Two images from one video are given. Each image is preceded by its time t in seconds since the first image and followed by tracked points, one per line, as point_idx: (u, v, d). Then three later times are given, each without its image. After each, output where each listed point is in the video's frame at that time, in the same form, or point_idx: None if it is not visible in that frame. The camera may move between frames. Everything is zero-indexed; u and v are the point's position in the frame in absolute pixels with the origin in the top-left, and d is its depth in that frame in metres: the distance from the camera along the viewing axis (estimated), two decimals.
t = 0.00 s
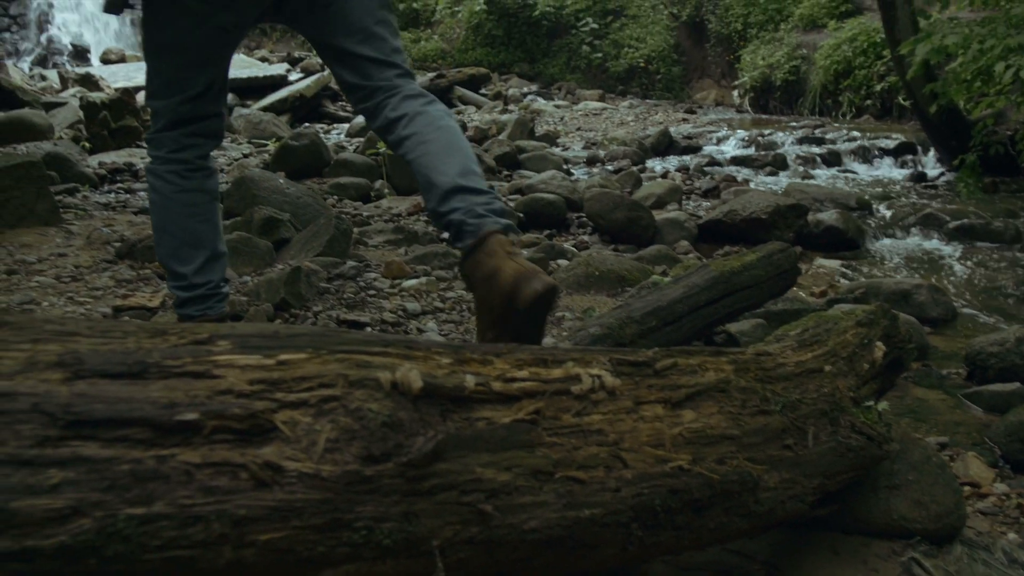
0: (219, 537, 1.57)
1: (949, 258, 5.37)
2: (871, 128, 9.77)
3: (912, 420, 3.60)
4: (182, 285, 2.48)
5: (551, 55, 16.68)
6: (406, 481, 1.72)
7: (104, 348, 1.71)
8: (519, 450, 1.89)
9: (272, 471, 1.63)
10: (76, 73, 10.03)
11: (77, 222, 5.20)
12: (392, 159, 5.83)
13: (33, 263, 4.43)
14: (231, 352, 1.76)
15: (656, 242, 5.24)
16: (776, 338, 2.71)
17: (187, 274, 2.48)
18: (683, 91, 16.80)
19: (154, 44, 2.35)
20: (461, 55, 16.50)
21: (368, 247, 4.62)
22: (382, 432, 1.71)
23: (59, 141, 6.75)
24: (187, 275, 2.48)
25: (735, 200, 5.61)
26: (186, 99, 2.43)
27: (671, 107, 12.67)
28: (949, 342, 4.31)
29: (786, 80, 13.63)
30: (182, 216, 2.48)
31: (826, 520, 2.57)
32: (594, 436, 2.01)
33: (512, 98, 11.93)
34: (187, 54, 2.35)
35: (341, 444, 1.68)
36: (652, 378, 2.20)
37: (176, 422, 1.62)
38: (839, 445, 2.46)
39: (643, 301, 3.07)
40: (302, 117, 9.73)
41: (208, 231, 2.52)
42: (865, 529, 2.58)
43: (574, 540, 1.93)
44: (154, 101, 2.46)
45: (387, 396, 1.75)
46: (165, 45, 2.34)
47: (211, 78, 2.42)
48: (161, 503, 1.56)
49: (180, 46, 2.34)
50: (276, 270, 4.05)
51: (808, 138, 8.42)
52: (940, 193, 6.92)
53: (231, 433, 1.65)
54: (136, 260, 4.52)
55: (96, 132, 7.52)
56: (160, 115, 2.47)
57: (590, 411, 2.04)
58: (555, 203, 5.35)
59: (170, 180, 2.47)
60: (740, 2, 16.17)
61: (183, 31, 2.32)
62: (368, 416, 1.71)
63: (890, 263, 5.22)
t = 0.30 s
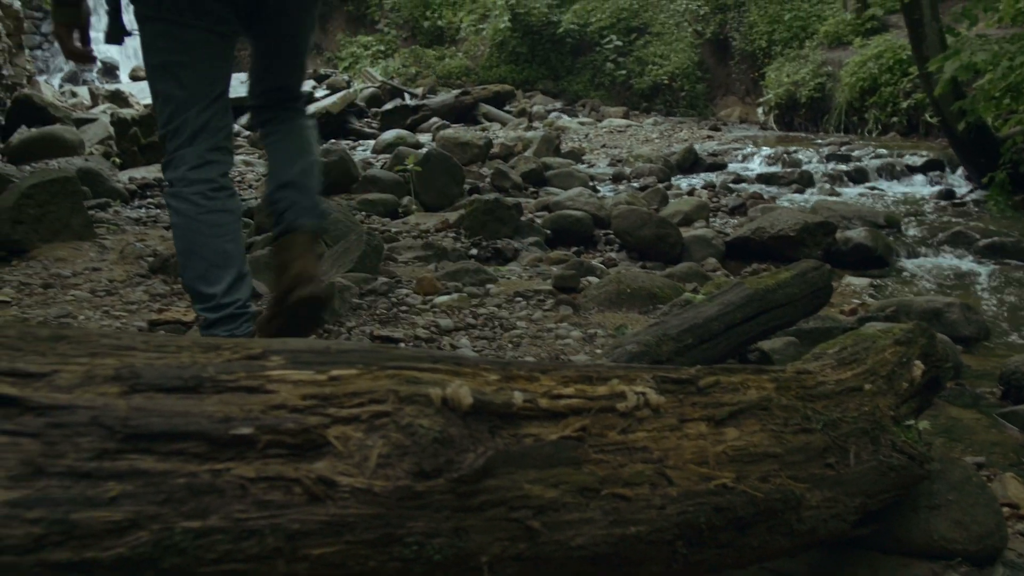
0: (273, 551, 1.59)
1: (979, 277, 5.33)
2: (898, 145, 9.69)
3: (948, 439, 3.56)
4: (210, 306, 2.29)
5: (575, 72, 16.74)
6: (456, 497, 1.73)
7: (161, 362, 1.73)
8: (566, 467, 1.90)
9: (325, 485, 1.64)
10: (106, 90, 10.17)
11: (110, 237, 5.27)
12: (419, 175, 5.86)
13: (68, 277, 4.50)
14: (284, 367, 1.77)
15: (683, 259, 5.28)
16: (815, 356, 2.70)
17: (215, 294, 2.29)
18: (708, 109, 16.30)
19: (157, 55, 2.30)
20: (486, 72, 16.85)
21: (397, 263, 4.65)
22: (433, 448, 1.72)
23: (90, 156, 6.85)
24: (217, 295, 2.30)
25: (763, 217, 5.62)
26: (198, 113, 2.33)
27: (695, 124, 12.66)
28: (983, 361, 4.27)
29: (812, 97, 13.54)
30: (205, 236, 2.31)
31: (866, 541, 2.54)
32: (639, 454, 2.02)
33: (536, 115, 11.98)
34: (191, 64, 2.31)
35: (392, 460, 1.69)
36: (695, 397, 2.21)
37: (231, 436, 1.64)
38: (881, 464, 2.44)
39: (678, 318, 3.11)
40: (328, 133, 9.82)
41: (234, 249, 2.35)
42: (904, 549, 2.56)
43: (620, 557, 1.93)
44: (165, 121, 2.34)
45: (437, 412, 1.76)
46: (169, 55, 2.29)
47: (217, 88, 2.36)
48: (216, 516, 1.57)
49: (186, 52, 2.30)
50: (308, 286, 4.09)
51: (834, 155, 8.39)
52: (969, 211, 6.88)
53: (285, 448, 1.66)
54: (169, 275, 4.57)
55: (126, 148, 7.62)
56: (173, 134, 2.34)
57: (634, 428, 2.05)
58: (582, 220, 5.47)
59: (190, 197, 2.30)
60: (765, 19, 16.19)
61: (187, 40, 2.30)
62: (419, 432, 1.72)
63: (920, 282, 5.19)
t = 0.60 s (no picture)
0: (320, 564, 1.60)
1: (1008, 293, 5.28)
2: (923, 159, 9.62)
3: (982, 457, 3.52)
4: (238, 315, 2.26)
5: (597, 87, 16.70)
6: (501, 511, 1.74)
7: (209, 375, 1.75)
8: (608, 482, 1.91)
9: (372, 499, 1.65)
10: (134, 105, 10.32)
11: (141, 251, 5.33)
12: (443, 189, 5.93)
13: (99, 290, 4.57)
14: (330, 381, 1.78)
15: (708, 275, 5.30)
16: (851, 372, 2.69)
17: (242, 301, 2.27)
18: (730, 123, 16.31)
19: (158, 76, 2.27)
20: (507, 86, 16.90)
21: (424, 276, 4.67)
22: (478, 462, 1.73)
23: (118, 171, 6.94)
24: (242, 304, 2.27)
25: (788, 233, 5.63)
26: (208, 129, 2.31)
27: (718, 139, 12.64)
28: (1015, 377, 4.22)
29: (835, 112, 13.45)
30: (226, 245, 2.29)
31: (903, 559, 2.52)
32: (679, 469, 2.02)
33: (558, 130, 12.02)
34: (193, 83, 2.28)
35: (438, 474, 1.70)
36: (734, 412, 2.21)
37: (278, 449, 1.65)
38: (920, 481, 2.42)
39: (711, 333, 3.11)
40: (351, 148, 9.90)
41: (254, 255, 2.32)
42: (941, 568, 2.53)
43: (661, 571, 1.94)
44: (172, 141, 2.31)
45: (482, 426, 1.78)
46: (174, 74, 2.27)
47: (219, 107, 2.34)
48: (264, 529, 1.58)
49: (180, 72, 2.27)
50: (337, 299, 4.13)
51: (858, 170, 8.33)
52: (997, 226, 6.81)
53: (332, 461, 1.67)
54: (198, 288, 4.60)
55: (153, 162, 7.72)
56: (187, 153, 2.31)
57: (675, 444, 2.06)
58: (607, 234, 5.50)
59: (207, 211, 2.29)
60: (787, 33, 16.07)
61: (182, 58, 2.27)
62: (464, 447, 1.74)
63: (948, 297, 5.16)
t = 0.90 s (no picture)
0: None
1: None
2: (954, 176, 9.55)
3: None
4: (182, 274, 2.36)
5: (624, 102, 16.73)
6: (554, 527, 1.75)
7: (265, 390, 1.77)
8: (658, 499, 1.91)
9: (427, 514, 1.66)
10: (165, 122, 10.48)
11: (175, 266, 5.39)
12: (472, 205, 5.99)
13: (135, 303, 4.63)
14: (384, 397, 1.80)
15: (739, 291, 5.30)
16: (893, 390, 2.67)
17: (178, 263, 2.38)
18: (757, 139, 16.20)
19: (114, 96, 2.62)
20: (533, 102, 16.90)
21: (457, 292, 4.73)
22: (531, 478, 1.75)
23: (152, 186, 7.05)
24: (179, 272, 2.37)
25: (818, 249, 5.63)
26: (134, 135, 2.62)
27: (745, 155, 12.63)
28: None
29: (863, 128, 13.40)
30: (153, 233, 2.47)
31: None
32: (728, 487, 2.02)
33: (583, 146, 12.04)
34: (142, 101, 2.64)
35: (492, 490, 1.72)
36: (780, 430, 2.21)
37: (335, 464, 1.66)
38: (966, 500, 2.39)
39: (749, 351, 3.11)
40: (378, 164, 9.97)
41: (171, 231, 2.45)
42: None
43: None
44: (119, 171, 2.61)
45: (534, 442, 1.79)
46: (131, 93, 2.62)
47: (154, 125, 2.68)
48: (321, 544, 1.60)
49: (140, 90, 2.63)
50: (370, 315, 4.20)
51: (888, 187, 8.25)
52: None
53: (386, 476, 1.69)
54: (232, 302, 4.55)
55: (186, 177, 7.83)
56: (103, 167, 2.68)
57: (722, 461, 2.06)
58: (637, 250, 5.55)
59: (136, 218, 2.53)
60: (815, 49, 16.14)
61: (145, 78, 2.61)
62: (517, 463, 1.76)
63: (982, 314, 5.11)
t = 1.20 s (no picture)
0: None
1: None
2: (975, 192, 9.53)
3: None
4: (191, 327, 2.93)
5: (643, 120, 16.83)
6: (596, 545, 1.75)
7: (310, 407, 1.78)
8: (698, 518, 1.91)
9: (470, 531, 1.67)
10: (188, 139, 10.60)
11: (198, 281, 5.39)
12: (495, 222, 6.05)
13: (162, 318, 4.67)
14: (429, 415, 1.81)
15: (761, 308, 5.34)
16: (928, 409, 2.65)
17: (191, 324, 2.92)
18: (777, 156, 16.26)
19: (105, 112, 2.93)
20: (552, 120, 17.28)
21: (481, 309, 4.79)
22: (575, 495, 1.76)
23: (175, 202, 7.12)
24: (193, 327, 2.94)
25: (841, 267, 5.63)
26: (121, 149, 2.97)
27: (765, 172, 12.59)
28: None
29: (883, 145, 13.31)
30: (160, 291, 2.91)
31: None
32: (767, 505, 2.02)
33: (603, 162, 12.07)
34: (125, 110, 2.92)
35: (535, 507, 1.72)
36: (817, 448, 2.21)
37: (380, 481, 1.67)
38: (1005, 521, 2.34)
39: (780, 369, 3.11)
40: (398, 181, 10.04)
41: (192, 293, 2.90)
42: None
43: None
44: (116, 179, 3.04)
45: (577, 460, 1.81)
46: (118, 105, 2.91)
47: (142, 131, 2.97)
48: (367, 561, 1.60)
49: (125, 105, 2.91)
50: (396, 332, 4.26)
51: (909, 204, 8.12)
52: None
53: (430, 494, 1.69)
54: (258, 318, 4.61)
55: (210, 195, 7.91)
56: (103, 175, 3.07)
57: (762, 479, 2.06)
58: (659, 267, 5.60)
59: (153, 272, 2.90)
60: (834, 66, 15.86)
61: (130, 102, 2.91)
62: (560, 481, 1.76)
63: (1008, 331, 5.09)
